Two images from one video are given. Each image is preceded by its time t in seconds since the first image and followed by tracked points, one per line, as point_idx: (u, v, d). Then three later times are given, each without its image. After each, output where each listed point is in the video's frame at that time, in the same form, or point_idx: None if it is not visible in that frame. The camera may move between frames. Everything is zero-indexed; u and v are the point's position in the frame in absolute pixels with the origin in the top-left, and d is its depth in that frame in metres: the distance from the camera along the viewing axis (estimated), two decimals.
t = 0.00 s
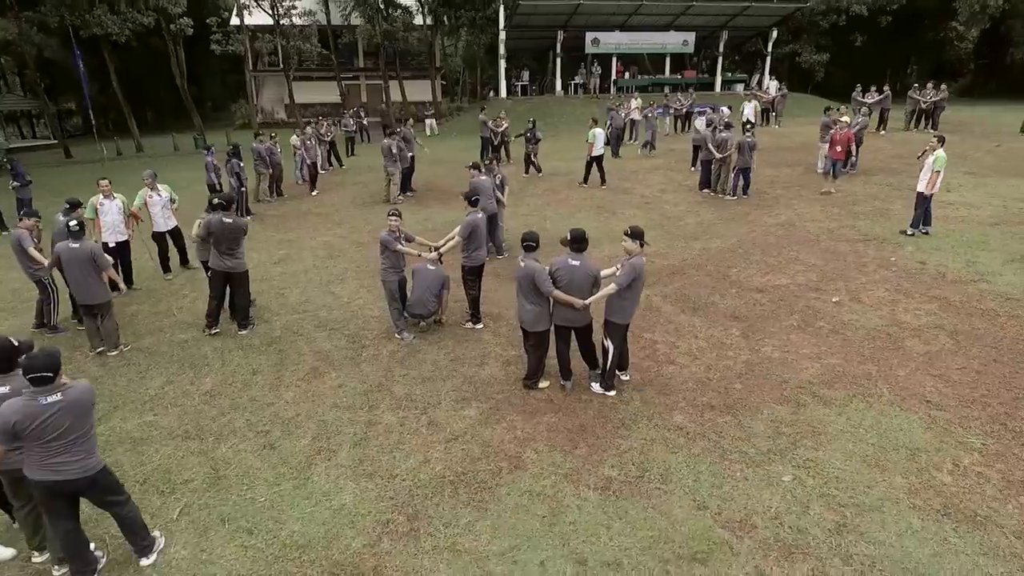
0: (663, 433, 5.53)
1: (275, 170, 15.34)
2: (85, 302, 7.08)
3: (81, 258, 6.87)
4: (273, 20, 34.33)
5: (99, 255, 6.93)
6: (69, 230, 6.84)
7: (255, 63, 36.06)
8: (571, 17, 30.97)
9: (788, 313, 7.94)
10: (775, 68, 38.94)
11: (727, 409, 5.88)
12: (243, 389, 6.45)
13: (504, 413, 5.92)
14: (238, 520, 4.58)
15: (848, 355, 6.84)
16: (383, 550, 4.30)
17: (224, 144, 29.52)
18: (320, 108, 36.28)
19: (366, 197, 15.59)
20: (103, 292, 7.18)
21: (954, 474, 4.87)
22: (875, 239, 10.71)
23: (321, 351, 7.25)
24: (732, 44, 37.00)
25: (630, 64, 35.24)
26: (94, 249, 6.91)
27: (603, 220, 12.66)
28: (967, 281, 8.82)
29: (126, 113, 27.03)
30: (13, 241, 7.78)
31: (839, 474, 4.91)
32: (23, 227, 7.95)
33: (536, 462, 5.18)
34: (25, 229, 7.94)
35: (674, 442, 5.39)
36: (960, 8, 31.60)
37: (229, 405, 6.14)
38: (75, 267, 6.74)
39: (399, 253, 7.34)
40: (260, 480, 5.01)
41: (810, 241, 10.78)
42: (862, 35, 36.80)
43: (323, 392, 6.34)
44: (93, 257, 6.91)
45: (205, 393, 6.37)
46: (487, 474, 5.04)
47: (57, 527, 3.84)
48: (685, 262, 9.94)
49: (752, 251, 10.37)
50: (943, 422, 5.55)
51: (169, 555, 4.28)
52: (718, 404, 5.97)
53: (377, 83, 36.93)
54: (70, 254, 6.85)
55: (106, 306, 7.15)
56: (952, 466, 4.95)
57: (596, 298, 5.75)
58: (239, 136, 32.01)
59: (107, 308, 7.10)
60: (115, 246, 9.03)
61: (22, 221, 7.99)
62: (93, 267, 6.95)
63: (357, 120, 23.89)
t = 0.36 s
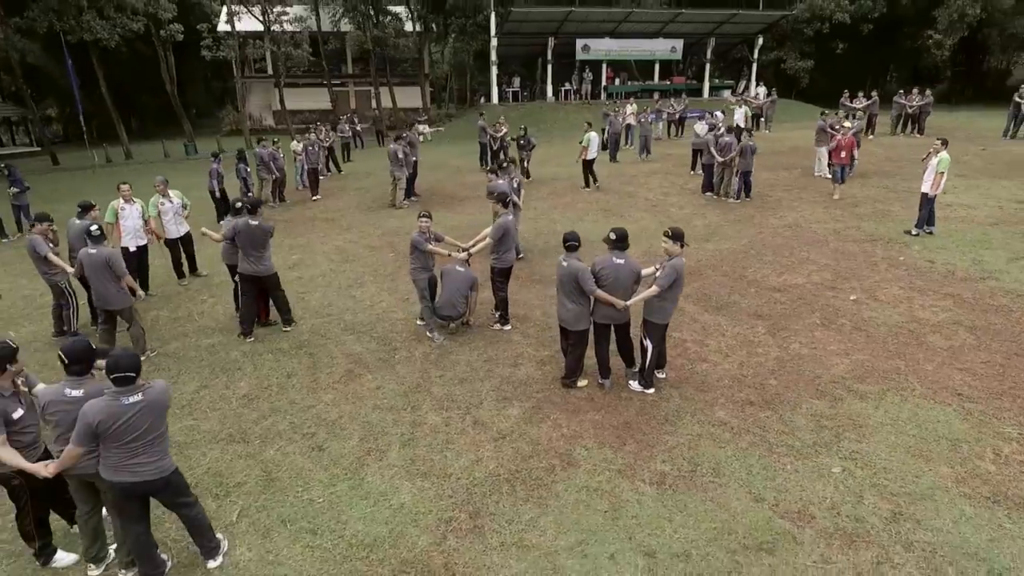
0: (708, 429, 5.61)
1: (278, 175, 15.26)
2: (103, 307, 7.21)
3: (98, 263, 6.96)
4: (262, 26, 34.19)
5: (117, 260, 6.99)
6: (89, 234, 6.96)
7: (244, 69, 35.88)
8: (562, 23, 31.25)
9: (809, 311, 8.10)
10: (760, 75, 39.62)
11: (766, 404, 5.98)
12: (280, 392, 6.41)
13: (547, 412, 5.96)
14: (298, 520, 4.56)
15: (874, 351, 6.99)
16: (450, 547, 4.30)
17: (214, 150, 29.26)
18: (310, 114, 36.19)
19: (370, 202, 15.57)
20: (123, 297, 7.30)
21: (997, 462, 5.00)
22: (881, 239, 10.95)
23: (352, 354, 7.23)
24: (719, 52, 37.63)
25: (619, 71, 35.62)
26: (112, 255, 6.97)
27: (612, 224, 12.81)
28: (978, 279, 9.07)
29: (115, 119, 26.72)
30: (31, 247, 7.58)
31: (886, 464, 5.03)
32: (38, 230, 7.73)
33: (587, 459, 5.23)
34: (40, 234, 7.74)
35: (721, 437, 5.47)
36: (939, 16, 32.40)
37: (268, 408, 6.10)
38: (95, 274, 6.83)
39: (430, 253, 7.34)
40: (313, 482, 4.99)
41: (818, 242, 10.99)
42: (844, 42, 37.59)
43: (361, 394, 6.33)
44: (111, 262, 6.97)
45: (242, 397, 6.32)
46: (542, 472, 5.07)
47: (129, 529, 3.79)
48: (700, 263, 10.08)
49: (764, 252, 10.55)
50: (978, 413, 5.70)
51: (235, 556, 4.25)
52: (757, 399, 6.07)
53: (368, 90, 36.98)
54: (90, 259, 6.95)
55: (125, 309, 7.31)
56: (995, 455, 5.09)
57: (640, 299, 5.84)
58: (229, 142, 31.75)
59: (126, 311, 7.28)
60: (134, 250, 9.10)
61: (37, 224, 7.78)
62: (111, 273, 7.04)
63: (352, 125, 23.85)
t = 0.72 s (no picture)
0: (753, 425, 5.64)
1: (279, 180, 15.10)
2: (112, 311, 7.08)
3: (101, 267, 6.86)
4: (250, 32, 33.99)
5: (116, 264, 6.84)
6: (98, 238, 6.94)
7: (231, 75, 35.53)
8: (553, 29, 31.44)
9: (831, 309, 8.20)
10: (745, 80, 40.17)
11: (806, 400, 6.04)
12: (315, 396, 6.32)
13: (590, 411, 5.95)
14: (359, 524, 4.50)
15: (902, 346, 7.09)
16: (517, 547, 4.27)
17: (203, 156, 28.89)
18: (298, 120, 35.97)
19: (373, 206, 15.48)
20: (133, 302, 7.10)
21: None
22: (887, 238, 11.13)
23: (382, 357, 7.16)
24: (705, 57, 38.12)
25: (608, 76, 35.92)
26: (113, 258, 6.85)
27: (620, 226, 12.87)
28: (989, 276, 9.25)
29: (101, 126, 26.26)
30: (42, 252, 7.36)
31: (934, 455, 5.10)
32: (51, 236, 7.64)
33: (639, 457, 5.22)
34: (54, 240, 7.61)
35: (767, 433, 5.51)
36: (919, 23, 33.06)
37: (307, 412, 6.01)
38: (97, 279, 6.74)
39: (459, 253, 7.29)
40: (367, 485, 4.92)
41: (827, 242, 11.15)
42: (827, 48, 38.28)
43: (398, 397, 6.26)
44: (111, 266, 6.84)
45: (277, 401, 6.21)
46: (595, 470, 5.06)
47: (200, 534, 3.70)
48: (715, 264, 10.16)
49: (776, 252, 10.67)
50: (1014, 405, 5.80)
51: (300, 561, 4.18)
52: (796, 396, 6.12)
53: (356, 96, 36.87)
54: (95, 263, 6.89)
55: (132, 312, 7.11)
56: None
57: (681, 301, 5.92)
58: (218, 148, 31.41)
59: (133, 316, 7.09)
60: (143, 255, 8.77)
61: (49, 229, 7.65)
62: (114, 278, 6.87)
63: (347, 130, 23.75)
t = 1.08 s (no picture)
0: (796, 424, 5.67)
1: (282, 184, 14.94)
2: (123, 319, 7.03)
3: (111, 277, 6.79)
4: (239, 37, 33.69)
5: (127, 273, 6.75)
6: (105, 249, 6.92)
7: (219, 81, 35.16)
8: (545, 34, 31.58)
9: (853, 309, 8.30)
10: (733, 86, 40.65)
11: (845, 398, 6.08)
12: (351, 400, 6.23)
13: (631, 412, 5.94)
14: (418, 528, 4.43)
15: (928, 344, 7.19)
16: (582, 549, 4.24)
17: (192, 162, 28.49)
18: (287, 126, 35.76)
19: (377, 211, 15.38)
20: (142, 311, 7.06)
21: None
22: (895, 240, 11.30)
23: (413, 361, 7.09)
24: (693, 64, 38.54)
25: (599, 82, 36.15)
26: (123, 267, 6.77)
27: (629, 229, 12.94)
28: (1000, 276, 9.42)
29: (89, 132, 25.79)
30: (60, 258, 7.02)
31: (981, 451, 5.15)
32: (67, 246, 7.01)
33: (689, 458, 5.21)
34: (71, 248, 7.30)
35: (811, 431, 5.54)
36: (903, 30, 33.64)
37: (345, 417, 5.91)
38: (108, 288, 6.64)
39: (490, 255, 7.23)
40: (420, 489, 4.85)
41: (837, 243, 11.29)
42: (812, 54, 38.89)
43: (436, 401, 6.20)
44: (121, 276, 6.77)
45: (313, 406, 6.11)
46: (648, 471, 5.05)
47: (271, 541, 3.63)
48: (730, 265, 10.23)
49: (788, 253, 10.78)
50: None
51: (363, 566, 4.11)
52: (834, 394, 6.16)
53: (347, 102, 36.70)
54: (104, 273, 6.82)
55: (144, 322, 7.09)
56: None
57: (726, 300, 5.96)
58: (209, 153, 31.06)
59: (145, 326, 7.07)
60: (150, 262, 8.73)
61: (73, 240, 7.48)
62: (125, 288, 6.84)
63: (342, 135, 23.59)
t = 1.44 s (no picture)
0: (833, 423, 5.74)
1: (285, 190, 14.83)
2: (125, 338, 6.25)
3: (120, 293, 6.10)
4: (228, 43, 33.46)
5: (138, 291, 6.12)
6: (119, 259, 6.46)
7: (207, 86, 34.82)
8: (536, 41, 31.76)
9: (869, 309, 8.44)
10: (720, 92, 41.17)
11: (876, 397, 6.18)
12: (386, 405, 6.20)
13: (669, 413, 5.99)
14: (475, 533, 4.42)
15: (948, 343, 7.33)
16: (643, 550, 4.25)
17: (182, 168, 28.13)
18: (277, 132, 35.52)
19: (381, 216, 15.34)
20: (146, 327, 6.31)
21: None
22: (899, 242, 11.51)
23: (443, 365, 7.08)
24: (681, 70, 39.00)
25: (589, 88, 36.41)
26: (135, 283, 6.11)
27: (637, 233, 13.04)
28: (1006, 276, 9.66)
29: (77, 138, 25.35)
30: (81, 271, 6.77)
31: (1017, 446, 5.26)
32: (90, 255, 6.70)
33: (734, 459, 5.26)
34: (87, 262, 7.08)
35: (849, 430, 5.62)
36: (885, 38, 34.38)
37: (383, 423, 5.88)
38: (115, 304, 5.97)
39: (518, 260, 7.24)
40: (470, 494, 4.83)
41: (844, 245, 11.48)
42: (796, 61, 39.58)
43: (472, 405, 6.19)
44: (130, 292, 6.10)
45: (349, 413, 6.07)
46: (694, 471, 5.09)
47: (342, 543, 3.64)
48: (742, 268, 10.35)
49: (797, 256, 10.94)
50: None
51: (424, 571, 4.09)
52: (865, 393, 6.26)
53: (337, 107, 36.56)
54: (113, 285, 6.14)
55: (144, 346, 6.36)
56: None
57: (760, 298, 6.07)
58: (199, 159, 30.74)
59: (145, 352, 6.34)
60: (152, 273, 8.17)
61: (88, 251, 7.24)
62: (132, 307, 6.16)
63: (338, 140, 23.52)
